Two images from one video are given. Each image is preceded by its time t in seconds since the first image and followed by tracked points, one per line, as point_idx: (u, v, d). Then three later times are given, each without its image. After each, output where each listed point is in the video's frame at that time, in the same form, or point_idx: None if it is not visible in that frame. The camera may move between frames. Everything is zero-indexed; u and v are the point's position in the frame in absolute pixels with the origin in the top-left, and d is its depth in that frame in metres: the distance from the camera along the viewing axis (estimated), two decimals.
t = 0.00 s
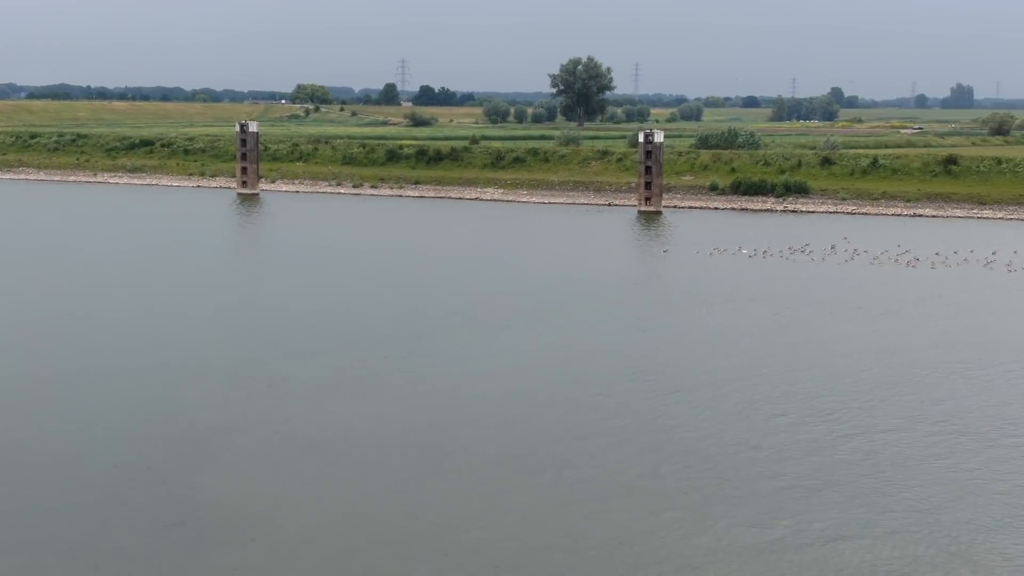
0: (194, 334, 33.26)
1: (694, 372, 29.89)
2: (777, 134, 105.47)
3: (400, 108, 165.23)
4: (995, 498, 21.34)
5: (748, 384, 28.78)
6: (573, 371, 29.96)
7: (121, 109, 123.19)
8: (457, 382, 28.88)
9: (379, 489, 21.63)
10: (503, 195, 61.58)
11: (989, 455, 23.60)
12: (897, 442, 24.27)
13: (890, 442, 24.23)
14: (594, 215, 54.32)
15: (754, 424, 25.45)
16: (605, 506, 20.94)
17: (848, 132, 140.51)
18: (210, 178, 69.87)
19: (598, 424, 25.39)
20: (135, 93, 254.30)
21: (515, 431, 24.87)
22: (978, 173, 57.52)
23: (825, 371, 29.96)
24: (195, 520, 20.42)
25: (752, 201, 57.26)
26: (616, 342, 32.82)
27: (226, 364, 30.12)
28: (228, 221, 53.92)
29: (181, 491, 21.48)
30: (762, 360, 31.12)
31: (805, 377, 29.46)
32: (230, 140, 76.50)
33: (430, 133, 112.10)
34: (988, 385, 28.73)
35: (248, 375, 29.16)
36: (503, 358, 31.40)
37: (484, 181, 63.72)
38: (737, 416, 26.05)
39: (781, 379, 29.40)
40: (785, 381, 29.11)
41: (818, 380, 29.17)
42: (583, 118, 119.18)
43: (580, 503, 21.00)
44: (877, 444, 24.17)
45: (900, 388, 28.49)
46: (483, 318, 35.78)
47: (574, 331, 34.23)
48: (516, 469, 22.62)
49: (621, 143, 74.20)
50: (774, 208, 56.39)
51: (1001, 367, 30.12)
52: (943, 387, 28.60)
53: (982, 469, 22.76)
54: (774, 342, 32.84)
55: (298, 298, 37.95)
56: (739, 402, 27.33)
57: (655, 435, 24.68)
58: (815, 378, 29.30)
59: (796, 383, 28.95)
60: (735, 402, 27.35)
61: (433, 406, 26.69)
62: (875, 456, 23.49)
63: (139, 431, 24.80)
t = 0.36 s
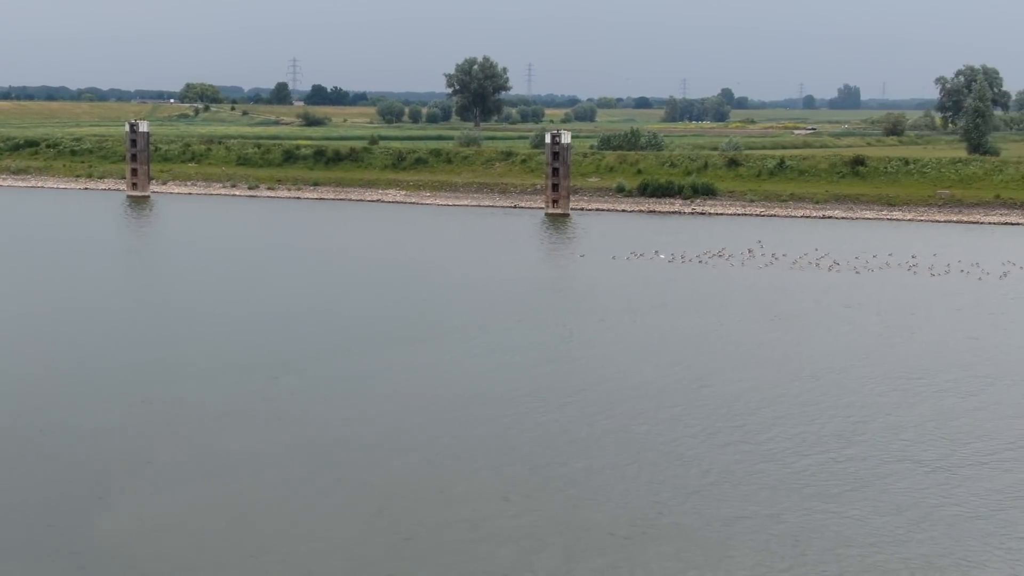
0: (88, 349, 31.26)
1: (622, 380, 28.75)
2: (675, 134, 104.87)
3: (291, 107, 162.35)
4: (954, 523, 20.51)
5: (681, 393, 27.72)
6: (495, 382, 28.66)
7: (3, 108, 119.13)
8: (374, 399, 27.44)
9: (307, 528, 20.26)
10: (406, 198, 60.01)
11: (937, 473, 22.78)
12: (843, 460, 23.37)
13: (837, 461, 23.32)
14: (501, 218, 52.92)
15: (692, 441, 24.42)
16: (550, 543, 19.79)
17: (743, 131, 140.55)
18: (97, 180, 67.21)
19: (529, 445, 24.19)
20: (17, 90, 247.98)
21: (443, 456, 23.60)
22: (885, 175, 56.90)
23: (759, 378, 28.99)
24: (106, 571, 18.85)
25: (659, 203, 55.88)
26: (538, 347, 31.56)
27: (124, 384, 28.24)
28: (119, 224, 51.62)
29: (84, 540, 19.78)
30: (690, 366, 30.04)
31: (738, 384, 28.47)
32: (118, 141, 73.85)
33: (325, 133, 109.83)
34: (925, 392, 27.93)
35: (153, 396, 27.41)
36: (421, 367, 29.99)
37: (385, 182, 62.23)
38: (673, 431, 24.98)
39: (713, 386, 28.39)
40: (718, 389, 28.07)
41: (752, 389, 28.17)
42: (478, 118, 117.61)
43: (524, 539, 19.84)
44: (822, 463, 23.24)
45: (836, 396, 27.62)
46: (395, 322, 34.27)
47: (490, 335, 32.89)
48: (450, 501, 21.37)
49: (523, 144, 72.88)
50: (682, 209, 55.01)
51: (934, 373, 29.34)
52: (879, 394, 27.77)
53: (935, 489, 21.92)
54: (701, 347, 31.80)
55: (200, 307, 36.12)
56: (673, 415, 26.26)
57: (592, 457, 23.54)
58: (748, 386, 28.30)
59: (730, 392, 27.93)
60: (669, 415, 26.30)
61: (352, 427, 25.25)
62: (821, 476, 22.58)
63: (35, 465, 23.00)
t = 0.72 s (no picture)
0: None
1: (540, 387, 27.31)
2: (565, 135, 103.68)
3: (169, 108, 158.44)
4: (908, 526, 19.34)
5: (603, 400, 26.35)
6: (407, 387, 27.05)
7: None
8: (279, 402, 25.70)
9: (219, 545, 18.51)
10: (296, 199, 57.99)
11: (882, 471, 21.63)
12: (783, 460, 22.13)
13: (776, 462, 22.08)
14: (397, 220, 51.22)
15: (621, 443, 23.04)
16: (482, 555, 18.26)
17: (630, 132, 140.04)
18: None
19: (448, 449, 22.64)
20: None
21: (358, 461, 21.95)
22: (785, 176, 56.09)
23: (682, 384, 27.75)
24: None
25: (558, 207, 54.49)
26: (449, 351, 29.99)
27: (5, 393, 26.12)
28: None
29: None
30: (609, 372, 28.72)
31: (661, 391, 27.19)
32: None
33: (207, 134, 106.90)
34: (854, 397, 26.89)
35: (36, 404, 25.36)
36: (326, 372, 28.28)
37: (274, 184, 60.14)
38: (600, 434, 23.59)
39: (636, 393, 27.09)
40: (640, 396, 26.76)
41: (678, 394, 26.92)
42: (363, 118, 115.28)
43: (456, 552, 18.34)
44: (761, 463, 21.98)
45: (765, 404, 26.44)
46: (297, 324, 32.47)
47: (398, 337, 31.27)
48: (371, 510, 19.73)
49: (415, 146, 71.15)
50: (581, 212, 53.78)
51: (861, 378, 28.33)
52: (808, 401, 26.65)
53: (882, 491, 20.76)
54: (619, 350, 30.51)
55: (84, 309, 33.96)
56: (598, 422, 24.89)
57: (517, 461, 22.07)
58: (673, 391, 27.04)
59: (654, 397, 26.64)
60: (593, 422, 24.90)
61: (257, 433, 23.50)
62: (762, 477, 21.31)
63: None
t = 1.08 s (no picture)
0: None
1: (465, 387, 25.90)
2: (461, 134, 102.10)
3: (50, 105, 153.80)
4: (864, 551, 18.37)
5: (533, 400, 25.06)
6: (324, 393, 25.51)
7: None
8: (187, 417, 24.02)
9: None
10: (190, 201, 55.91)
11: (836, 492, 20.59)
12: (725, 475, 21.17)
13: (724, 481, 20.94)
14: (297, 223, 49.40)
15: (559, 461, 21.73)
16: None
17: (524, 131, 138.74)
18: None
19: (377, 470, 21.18)
20: None
21: (279, 491, 20.42)
22: (693, 176, 55.15)
23: (612, 381, 26.54)
24: None
25: (463, 207, 53.63)
26: (362, 350, 28.48)
27: None
28: None
29: None
30: (537, 367, 27.40)
31: (591, 388, 25.94)
32: None
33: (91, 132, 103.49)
34: (794, 393, 25.85)
35: None
36: (234, 378, 26.61)
37: (166, 186, 57.97)
38: (537, 450, 22.28)
39: (567, 391, 25.79)
40: (572, 395, 25.49)
41: (609, 393, 25.69)
42: (254, 117, 112.57)
43: None
44: (708, 484, 20.83)
45: (702, 401, 25.30)
46: (199, 328, 30.68)
47: (308, 339, 29.64)
48: (301, 549, 18.28)
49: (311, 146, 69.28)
50: (488, 213, 52.60)
51: (797, 373, 27.29)
52: (746, 398, 25.56)
53: (830, 508, 19.88)
54: (542, 342, 29.17)
55: None
56: (530, 427, 23.56)
57: (452, 483, 20.69)
58: (605, 391, 25.82)
59: (587, 397, 25.40)
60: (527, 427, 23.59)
61: (166, 456, 21.85)
62: (712, 499, 20.18)
63: None
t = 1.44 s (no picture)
0: None
1: (374, 401, 24.15)
2: (347, 134, 100.00)
3: None
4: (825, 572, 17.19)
5: (448, 414, 23.38)
6: (221, 408, 23.62)
7: None
8: (73, 436, 22.05)
9: None
10: (66, 203, 53.32)
11: (782, 507, 19.21)
12: (666, 488, 19.87)
13: (662, 499, 19.46)
14: (184, 227, 47.24)
15: (483, 481, 20.10)
16: None
17: (407, 132, 136.53)
18: None
19: (290, 496, 19.51)
20: None
21: (179, 523, 18.54)
22: (591, 177, 54.12)
23: (531, 392, 24.95)
24: None
25: (356, 208, 52.05)
26: (264, 360, 26.73)
27: None
28: None
29: None
30: (449, 378, 25.72)
31: (509, 400, 24.33)
32: None
33: None
34: (723, 400, 24.48)
35: None
36: (122, 391, 24.61)
37: (41, 188, 55.29)
38: (457, 469, 20.61)
39: (483, 403, 24.15)
40: (490, 406, 23.96)
41: (528, 404, 24.09)
42: (129, 116, 109.18)
43: None
44: (645, 503, 19.33)
45: (628, 410, 23.82)
46: (84, 339, 28.61)
47: (199, 347, 27.72)
48: None
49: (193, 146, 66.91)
50: (381, 216, 50.88)
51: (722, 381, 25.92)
52: (674, 407, 24.12)
53: (781, 521, 18.69)
54: (453, 352, 27.50)
55: None
56: (447, 443, 21.88)
57: (374, 508, 19.09)
58: (523, 403, 24.22)
59: (505, 409, 23.78)
60: (444, 442, 21.91)
61: (50, 483, 19.88)
62: (651, 521, 18.69)
63: None
